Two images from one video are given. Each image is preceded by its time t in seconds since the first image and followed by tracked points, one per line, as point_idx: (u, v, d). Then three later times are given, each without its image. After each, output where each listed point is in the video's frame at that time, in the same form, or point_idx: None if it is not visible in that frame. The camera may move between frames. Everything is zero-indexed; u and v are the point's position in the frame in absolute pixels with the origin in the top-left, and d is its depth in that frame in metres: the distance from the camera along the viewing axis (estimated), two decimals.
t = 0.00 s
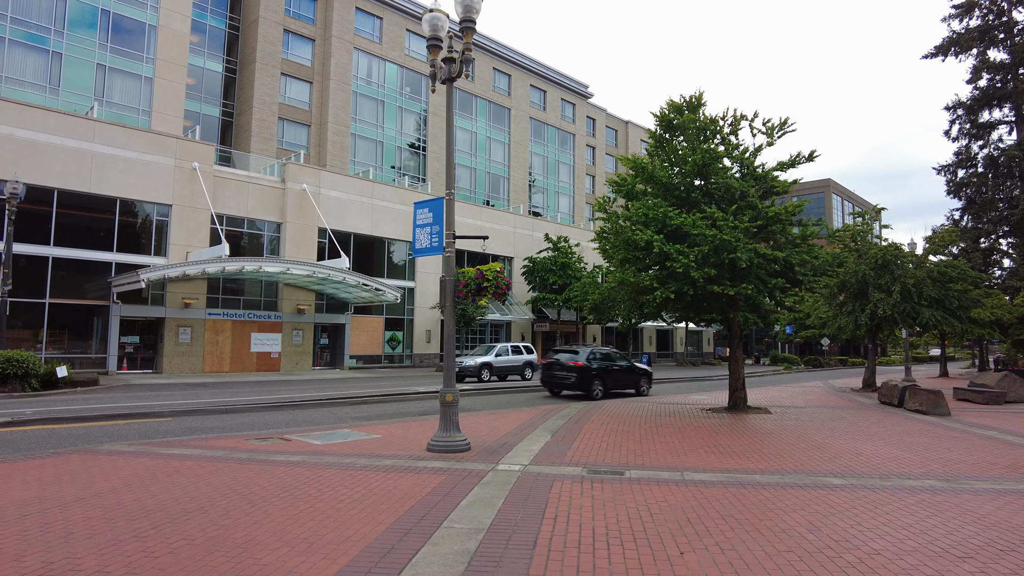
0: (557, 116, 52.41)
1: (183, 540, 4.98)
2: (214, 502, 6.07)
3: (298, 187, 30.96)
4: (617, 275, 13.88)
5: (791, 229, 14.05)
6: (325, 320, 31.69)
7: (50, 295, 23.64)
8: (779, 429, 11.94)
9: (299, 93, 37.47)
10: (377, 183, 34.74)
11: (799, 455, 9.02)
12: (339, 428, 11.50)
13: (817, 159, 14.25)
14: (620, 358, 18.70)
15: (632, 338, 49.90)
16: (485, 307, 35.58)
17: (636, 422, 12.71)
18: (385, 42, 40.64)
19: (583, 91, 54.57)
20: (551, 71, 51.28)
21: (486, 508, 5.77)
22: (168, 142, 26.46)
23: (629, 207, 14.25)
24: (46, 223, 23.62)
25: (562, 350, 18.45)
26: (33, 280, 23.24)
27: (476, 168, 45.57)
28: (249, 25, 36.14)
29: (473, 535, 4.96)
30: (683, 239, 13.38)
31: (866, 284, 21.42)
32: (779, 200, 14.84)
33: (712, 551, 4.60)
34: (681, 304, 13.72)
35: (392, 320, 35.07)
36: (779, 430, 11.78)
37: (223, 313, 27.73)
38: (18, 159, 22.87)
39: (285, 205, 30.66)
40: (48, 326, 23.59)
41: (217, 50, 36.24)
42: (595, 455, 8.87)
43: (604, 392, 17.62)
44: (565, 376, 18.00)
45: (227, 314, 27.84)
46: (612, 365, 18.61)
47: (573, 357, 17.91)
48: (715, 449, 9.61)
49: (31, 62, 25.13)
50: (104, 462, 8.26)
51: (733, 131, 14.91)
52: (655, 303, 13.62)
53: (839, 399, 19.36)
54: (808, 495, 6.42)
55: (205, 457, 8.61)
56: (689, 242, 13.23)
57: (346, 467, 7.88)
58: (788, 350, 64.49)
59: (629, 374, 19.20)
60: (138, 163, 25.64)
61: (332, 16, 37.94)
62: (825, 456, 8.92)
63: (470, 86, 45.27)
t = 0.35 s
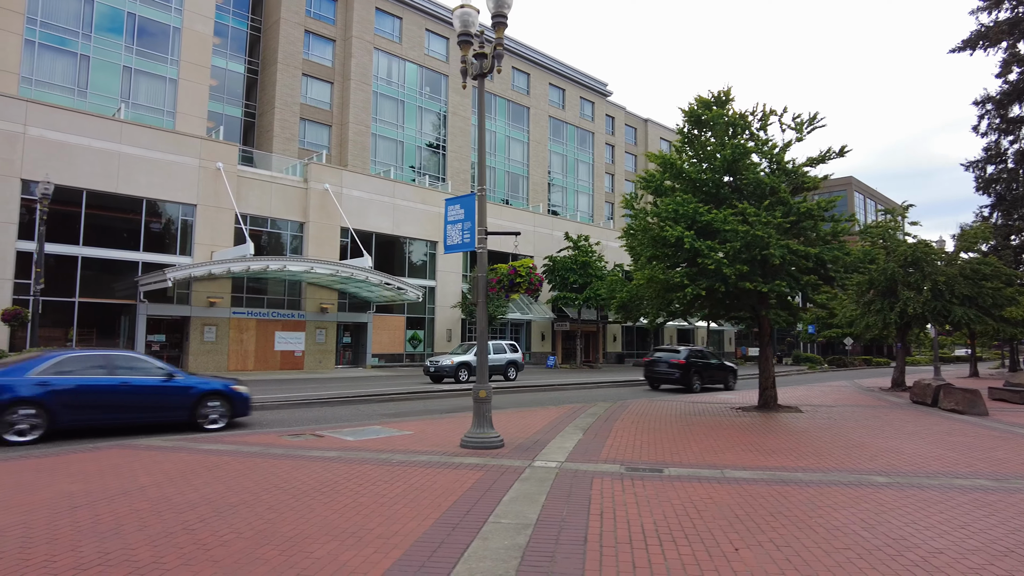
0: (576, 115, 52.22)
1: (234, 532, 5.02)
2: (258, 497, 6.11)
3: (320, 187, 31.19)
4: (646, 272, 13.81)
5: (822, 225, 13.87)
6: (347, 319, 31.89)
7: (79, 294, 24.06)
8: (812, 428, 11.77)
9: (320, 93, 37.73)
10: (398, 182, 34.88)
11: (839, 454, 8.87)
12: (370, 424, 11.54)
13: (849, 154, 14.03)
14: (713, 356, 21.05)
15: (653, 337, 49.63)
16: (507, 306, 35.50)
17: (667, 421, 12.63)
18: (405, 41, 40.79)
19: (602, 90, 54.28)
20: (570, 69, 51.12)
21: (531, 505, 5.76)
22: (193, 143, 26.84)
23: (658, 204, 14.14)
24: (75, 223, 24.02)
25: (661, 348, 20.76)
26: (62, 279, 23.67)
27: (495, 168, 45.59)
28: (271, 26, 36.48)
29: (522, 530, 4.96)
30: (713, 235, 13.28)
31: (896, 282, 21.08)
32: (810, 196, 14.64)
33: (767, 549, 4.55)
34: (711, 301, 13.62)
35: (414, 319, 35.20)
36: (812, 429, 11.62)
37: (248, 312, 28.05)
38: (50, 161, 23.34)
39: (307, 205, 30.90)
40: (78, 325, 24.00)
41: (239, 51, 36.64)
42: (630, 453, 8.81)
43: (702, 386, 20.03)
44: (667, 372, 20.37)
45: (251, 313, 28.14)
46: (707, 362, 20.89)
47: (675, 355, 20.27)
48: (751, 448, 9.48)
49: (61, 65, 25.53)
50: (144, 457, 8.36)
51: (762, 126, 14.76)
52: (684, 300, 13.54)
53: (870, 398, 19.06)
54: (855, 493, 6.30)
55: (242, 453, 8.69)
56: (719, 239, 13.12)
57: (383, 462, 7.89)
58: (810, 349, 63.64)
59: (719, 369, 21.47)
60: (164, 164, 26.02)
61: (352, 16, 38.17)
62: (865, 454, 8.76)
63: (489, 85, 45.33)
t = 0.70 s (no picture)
0: (633, 110, 51.38)
1: (329, 529, 5.08)
2: (346, 494, 6.19)
3: (381, 188, 31.80)
4: (718, 269, 13.43)
5: (907, 219, 13.10)
6: (408, 317, 32.39)
7: (155, 294, 25.32)
8: (899, 431, 11.12)
9: (379, 96, 38.45)
10: (456, 182, 35.18)
11: (937, 460, 8.31)
12: (442, 422, 11.57)
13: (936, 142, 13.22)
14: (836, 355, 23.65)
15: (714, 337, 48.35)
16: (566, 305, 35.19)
17: (742, 423, 12.20)
18: (461, 42, 41.13)
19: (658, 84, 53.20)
20: (626, 64, 50.36)
21: (621, 509, 5.62)
22: (260, 147, 27.86)
23: (729, 199, 13.70)
24: (154, 227, 25.27)
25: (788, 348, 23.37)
26: (140, 280, 24.98)
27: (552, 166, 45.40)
28: (332, 31, 37.43)
29: (616, 535, 4.89)
30: (788, 230, 12.77)
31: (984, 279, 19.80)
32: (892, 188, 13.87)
33: (886, 561, 4.27)
34: (786, 298, 13.11)
35: (472, 318, 35.46)
36: (900, 433, 10.97)
37: (314, 311, 28.90)
38: (131, 168, 24.67)
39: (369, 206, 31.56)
40: (155, 323, 25.27)
41: (301, 57, 37.75)
42: (712, 456, 8.52)
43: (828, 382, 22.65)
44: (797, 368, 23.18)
45: (317, 312, 28.98)
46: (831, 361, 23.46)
47: (804, 355, 23.01)
48: (838, 452, 9.01)
49: (138, 76, 26.92)
50: (230, 452, 8.64)
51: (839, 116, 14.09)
52: (758, 297, 13.07)
53: (957, 402, 17.97)
54: (969, 504, 5.86)
55: (321, 449, 8.86)
56: (794, 233, 12.60)
57: (460, 461, 7.88)
58: (882, 349, 60.68)
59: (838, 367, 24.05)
60: (234, 169, 27.10)
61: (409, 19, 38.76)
62: (967, 461, 8.17)
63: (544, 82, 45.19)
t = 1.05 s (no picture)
0: (717, 102, 49.57)
1: (451, 522, 5.14)
2: (460, 489, 6.26)
3: (464, 190, 32.30)
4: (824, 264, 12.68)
5: None
6: (491, 316, 32.72)
7: (255, 295, 26.83)
8: None
9: (460, 98, 39.05)
10: (537, 181, 35.21)
11: None
12: (537, 420, 11.51)
13: None
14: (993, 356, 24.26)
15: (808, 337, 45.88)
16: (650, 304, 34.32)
17: (855, 427, 11.45)
18: (540, 41, 41.15)
19: (744, 74, 51.07)
20: (709, 55, 48.69)
21: (750, 514, 5.35)
22: (349, 153, 28.98)
23: (835, 191, 12.91)
24: (252, 232, 26.83)
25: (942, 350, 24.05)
26: (242, 282, 26.52)
27: (633, 162, 44.56)
28: (414, 37, 38.40)
29: (750, 542, 4.65)
30: (904, 222, 11.86)
31: None
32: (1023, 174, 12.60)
33: None
34: (900, 295, 12.20)
35: (554, 317, 35.38)
36: None
37: (402, 310, 29.76)
38: (233, 176, 26.32)
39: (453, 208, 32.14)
40: (255, 323, 26.72)
41: (384, 63, 38.94)
42: (832, 462, 8.02)
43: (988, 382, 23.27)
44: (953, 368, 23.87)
45: (405, 312, 29.82)
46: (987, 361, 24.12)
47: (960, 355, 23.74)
48: (975, 460, 8.25)
49: (235, 88, 28.55)
50: (339, 446, 8.96)
51: (960, 99, 12.96)
52: (870, 293, 12.22)
53: None
54: None
55: (425, 445, 9.04)
56: (910, 225, 11.68)
57: (565, 459, 7.80)
58: (1000, 352, 55.55)
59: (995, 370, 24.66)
60: (325, 174, 28.34)
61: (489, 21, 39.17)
62: None
63: (624, 77, 44.46)
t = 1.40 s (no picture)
0: (806, 94, 47.10)
1: (570, 531, 5.00)
2: (570, 496, 6.11)
3: (544, 192, 32.24)
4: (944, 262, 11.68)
5: None
6: (571, 318, 32.47)
7: (344, 298, 27.83)
8: None
9: (537, 100, 39.06)
10: (616, 181, 34.66)
11: None
12: (631, 426, 11.22)
13: None
14: None
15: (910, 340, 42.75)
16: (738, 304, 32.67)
17: (985, 439, 10.46)
18: (618, 39, 40.52)
19: (835, 63, 48.26)
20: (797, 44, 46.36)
21: (894, 534, 4.92)
22: (431, 158, 29.58)
23: (955, 182, 11.87)
24: (340, 237, 27.89)
25: None
26: (331, 286, 27.55)
27: (716, 159, 43.05)
28: (493, 40, 38.74)
29: (904, 566, 4.24)
30: None
31: None
32: None
33: None
34: None
35: (635, 319, 34.68)
36: None
37: (483, 312, 30.08)
38: (322, 183, 27.45)
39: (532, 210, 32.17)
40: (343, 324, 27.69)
41: (463, 68, 39.50)
42: (972, 478, 7.31)
43: None
44: None
45: (486, 314, 30.11)
46: None
47: None
48: None
49: (322, 98, 29.81)
50: (437, 447, 9.05)
51: None
52: (1000, 294, 11.15)
53: None
54: None
55: (523, 448, 8.97)
56: None
57: (672, 468, 7.50)
58: None
59: None
60: (409, 179, 29.06)
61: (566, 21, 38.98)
62: None
63: (706, 71, 43.07)
